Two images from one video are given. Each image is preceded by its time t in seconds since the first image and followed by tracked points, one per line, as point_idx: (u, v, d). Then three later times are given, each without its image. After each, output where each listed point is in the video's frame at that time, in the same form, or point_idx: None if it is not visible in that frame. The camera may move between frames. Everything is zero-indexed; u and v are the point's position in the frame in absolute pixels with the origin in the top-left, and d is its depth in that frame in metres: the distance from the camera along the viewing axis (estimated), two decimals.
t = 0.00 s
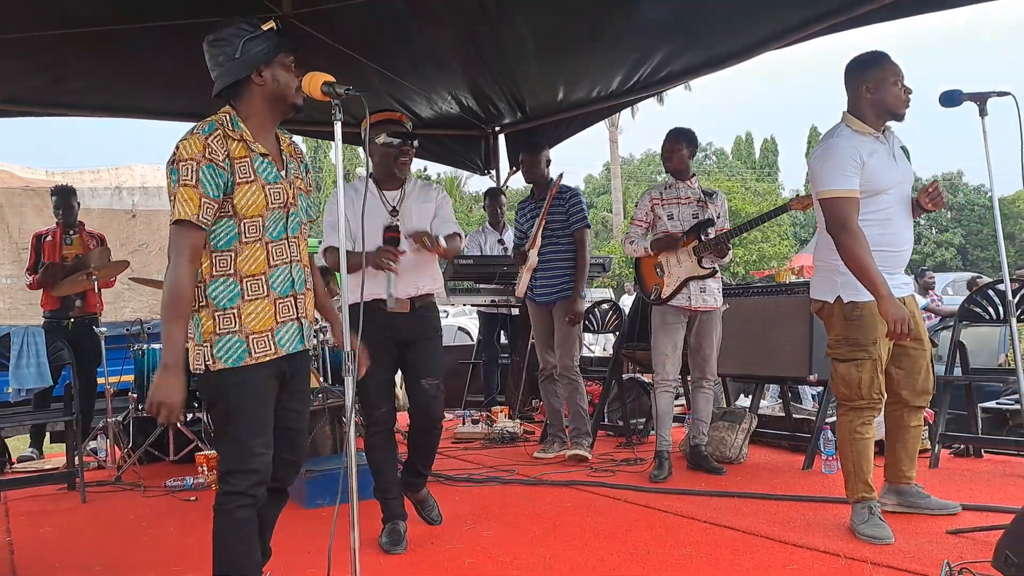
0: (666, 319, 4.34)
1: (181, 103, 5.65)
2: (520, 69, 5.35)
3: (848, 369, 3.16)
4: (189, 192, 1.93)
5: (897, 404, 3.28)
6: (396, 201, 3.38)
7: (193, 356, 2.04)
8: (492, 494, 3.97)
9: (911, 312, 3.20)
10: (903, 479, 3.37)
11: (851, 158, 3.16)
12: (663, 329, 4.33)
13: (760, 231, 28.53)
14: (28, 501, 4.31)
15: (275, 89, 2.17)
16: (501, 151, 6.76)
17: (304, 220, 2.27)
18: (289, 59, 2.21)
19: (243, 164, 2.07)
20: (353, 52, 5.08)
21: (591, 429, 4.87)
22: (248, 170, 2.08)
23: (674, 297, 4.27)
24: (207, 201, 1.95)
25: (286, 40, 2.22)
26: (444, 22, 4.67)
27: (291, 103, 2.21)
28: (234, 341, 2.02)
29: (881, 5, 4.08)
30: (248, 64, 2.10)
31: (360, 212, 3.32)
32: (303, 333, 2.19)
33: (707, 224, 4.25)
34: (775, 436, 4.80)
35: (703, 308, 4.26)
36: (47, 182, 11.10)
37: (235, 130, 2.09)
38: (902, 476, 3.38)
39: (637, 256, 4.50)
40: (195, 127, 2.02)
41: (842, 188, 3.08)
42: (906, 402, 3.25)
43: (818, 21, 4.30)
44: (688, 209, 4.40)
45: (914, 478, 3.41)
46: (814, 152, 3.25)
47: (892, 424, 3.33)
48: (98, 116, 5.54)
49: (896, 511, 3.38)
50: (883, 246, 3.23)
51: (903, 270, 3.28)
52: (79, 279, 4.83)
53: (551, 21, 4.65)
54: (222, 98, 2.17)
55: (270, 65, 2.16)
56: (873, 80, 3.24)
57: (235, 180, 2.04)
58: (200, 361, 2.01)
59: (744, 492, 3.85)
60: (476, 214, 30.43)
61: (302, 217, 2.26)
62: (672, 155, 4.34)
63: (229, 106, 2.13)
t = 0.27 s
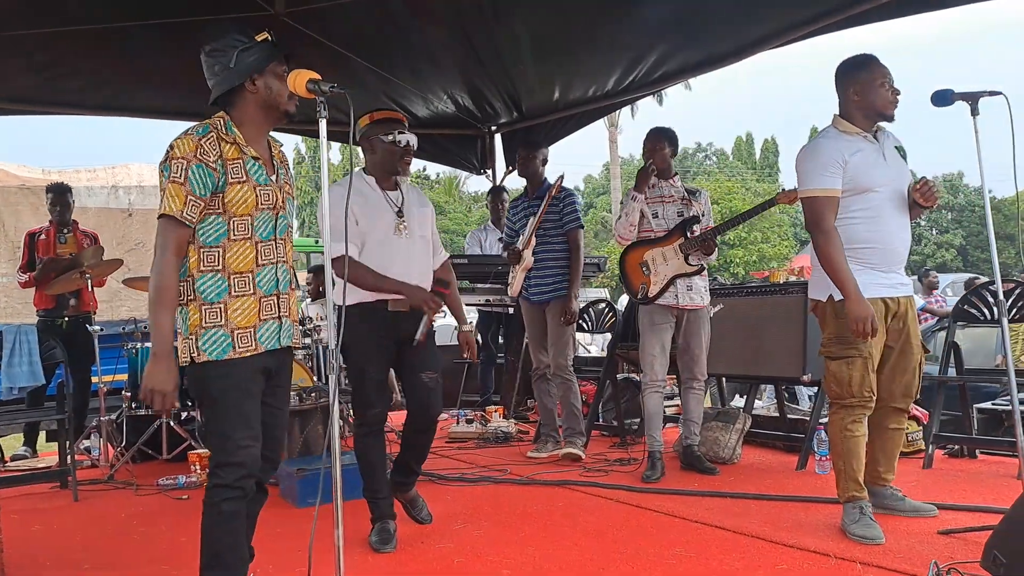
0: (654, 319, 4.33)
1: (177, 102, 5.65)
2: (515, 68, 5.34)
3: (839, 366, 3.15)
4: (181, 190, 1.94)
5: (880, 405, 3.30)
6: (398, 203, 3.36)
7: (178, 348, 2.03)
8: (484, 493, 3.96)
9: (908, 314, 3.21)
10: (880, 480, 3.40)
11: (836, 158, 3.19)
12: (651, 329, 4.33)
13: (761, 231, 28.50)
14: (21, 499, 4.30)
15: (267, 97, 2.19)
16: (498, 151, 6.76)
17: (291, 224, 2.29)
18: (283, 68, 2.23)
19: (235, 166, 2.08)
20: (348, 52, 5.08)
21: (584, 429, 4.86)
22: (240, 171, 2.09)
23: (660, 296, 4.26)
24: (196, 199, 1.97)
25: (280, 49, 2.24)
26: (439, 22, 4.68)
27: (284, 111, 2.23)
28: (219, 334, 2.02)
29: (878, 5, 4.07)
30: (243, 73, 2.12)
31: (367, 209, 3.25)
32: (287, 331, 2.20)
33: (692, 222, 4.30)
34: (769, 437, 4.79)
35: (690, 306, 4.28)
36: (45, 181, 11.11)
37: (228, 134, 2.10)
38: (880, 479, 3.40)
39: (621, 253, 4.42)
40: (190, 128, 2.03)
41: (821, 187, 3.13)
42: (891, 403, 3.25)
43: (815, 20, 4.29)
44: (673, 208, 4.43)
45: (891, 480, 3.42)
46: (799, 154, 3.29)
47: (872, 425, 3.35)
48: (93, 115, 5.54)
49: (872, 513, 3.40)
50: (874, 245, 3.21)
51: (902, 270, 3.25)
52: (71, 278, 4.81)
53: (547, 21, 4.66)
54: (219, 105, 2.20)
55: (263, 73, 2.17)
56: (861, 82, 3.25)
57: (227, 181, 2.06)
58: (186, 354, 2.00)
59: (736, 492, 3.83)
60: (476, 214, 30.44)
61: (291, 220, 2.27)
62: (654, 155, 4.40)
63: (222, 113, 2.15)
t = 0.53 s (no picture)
0: (644, 322, 4.33)
1: (174, 102, 5.66)
2: (512, 69, 5.34)
3: (833, 366, 3.18)
4: (168, 193, 2.04)
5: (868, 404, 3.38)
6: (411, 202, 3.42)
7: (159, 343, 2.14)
8: (478, 493, 3.96)
9: (901, 313, 3.23)
10: (870, 481, 3.41)
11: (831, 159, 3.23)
12: (641, 331, 4.32)
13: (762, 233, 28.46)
14: (15, 498, 4.30)
15: (250, 104, 2.27)
16: (496, 151, 6.75)
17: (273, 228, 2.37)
18: (268, 75, 2.30)
19: (216, 170, 2.18)
20: (344, 52, 5.08)
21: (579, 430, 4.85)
22: (221, 175, 2.18)
23: (651, 296, 4.26)
24: (187, 201, 2.07)
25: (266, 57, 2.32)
26: (435, 22, 4.68)
27: (267, 118, 2.30)
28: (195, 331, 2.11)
29: (875, 5, 4.06)
30: (225, 81, 2.21)
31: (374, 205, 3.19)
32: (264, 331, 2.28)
33: (679, 220, 4.34)
34: (764, 438, 4.78)
35: (679, 305, 4.28)
36: (42, 180, 11.07)
37: (211, 140, 2.19)
38: (872, 479, 3.41)
39: (612, 253, 4.43)
40: (174, 133, 2.13)
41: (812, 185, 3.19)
42: (879, 402, 3.33)
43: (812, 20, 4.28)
44: (659, 207, 4.49)
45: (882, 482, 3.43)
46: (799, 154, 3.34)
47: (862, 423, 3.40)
48: (89, 114, 5.54)
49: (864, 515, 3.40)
50: (865, 246, 3.20)
51: (897, 272, 3.24)
52: (67, 277, 4.83)
53: (543, 22, 4.66)
54: (206, 114, 2.30)
55: (247, 82, 2.25)
56: (865, 86, 3.26)
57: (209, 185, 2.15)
58: (163, 349, 2.11)
59: (730, 493, 3.83)
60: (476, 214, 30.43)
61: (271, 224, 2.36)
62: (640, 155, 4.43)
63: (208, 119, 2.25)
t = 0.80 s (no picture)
0: (648, 322, 4.33)
1: (183, 103, 5.68)
2: (519, 69, 5.33)
3: (833, 366, 3.21)
4: (164, 192, 2.13)
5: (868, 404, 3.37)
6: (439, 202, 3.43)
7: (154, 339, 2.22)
8: (484, 494, 3.96)
9: (906, 315, 3.23)
10: (874, 483, 3.36)
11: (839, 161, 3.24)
12: (645, 332, 4.32)
13: (771, 234, 28.36)
14: (24, 496, 4.33)
15: (246, 107, 2.34)
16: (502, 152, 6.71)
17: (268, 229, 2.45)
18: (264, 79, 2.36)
19: (211, 170, 2.27)
20: (352, 52, 5.09)
21: (585, 432, 4.84)
22: (215, 175, 2.27)
23: (654, 298, 4.26)
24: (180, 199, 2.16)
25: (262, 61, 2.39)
26: (444, 23, 4.69)
27: (263, 121, 2.38)
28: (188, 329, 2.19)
29: (885, 6, 4.04)
30: (222, 85, 2.28)
31: (397, 202, 3.22)
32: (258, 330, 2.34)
33: (680, 221, 4.33)
34: (772, 441, 4.76)
35: (683, 307, 4.27)
36: (52, 180, 11.12)
37: (207, 141, 2.28)
38: (875, 481, 3.37)
39: (612, 256, 4.43)
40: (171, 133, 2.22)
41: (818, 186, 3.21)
42: (879, 402, 3.32)
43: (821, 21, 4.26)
44: (659, 208, 4.50)
45: (887, 484, 3.38)
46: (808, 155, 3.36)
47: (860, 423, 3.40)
48: (98, 114, 5.56)
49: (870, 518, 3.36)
50: (868, 249, 3.21)
51: (901, 275, 3.24)
52: (75, 277, 4.85)
53: (552, 23, 4.66)
54: (202, 118, 2.37)
55: (242, 86, 2.32)
56: (877, 91, 3.27)
57: (203, 185, 2.24)
58: (157, 344, 2.18)
59: (737, 496, 3.81)
60: (483, 215, 30.45)
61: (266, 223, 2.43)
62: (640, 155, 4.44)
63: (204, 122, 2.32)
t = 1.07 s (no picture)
0: (684, 329, 4.30)
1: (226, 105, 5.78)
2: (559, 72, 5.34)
3: (879, 370, 3.16)
4: (185, 196, 2.42)
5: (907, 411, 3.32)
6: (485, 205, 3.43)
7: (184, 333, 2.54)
8: (520, 496, 3.96)
9: (946, 321, 3.20)
10: (917, 492, 3.30)
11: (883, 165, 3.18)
12: (682, 338, 4.29)
13: (806, 239, 27.94)
14: (70, 489, 4.43)
15: (270, 110, 2.60)
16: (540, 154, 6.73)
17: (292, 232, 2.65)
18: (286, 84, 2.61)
19: (232, 173, 2.51)
20: (392, 56, 5.14)
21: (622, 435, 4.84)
22: (236, 178, 2.51)
23: (692, 303, 4.22)
24: (199, 202, 2.42)
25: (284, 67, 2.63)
26: (485, 27, 4.71)
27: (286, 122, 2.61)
28: (208, 328, 2.47)
29: (937, 8, 3.96)
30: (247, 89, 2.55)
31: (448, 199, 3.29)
32: (276, 329, 2.54)
33: (715, 225, 4.31)
34: (812, 448, 4.70)
35: (721, 311, 4.23)
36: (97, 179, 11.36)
37: (232, 147, 2.53)
38: (917, 490, 3.31)
39: (647, 261, 4.44)
40: (200, 142, 2.51)
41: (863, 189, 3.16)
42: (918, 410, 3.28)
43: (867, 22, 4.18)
44: (694, 212, 4.46)
45: (930, 494, 3.32)
46: (852, 157, 3.30)
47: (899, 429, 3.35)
48: (145, 116, 5.69)
49: (913, 528, 3.28)
50: (908, 254, 3.17)
51: (940, 281, 3.19)
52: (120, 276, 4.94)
53: (593, 26, 4.65)
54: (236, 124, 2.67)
55: (268, 90, 2.58)
56: (921, 95, 3.21)
57: (224, 188, 2.49)
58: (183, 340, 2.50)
59: (776, 503, 3.76)
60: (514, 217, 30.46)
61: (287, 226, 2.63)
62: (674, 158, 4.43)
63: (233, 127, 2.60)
